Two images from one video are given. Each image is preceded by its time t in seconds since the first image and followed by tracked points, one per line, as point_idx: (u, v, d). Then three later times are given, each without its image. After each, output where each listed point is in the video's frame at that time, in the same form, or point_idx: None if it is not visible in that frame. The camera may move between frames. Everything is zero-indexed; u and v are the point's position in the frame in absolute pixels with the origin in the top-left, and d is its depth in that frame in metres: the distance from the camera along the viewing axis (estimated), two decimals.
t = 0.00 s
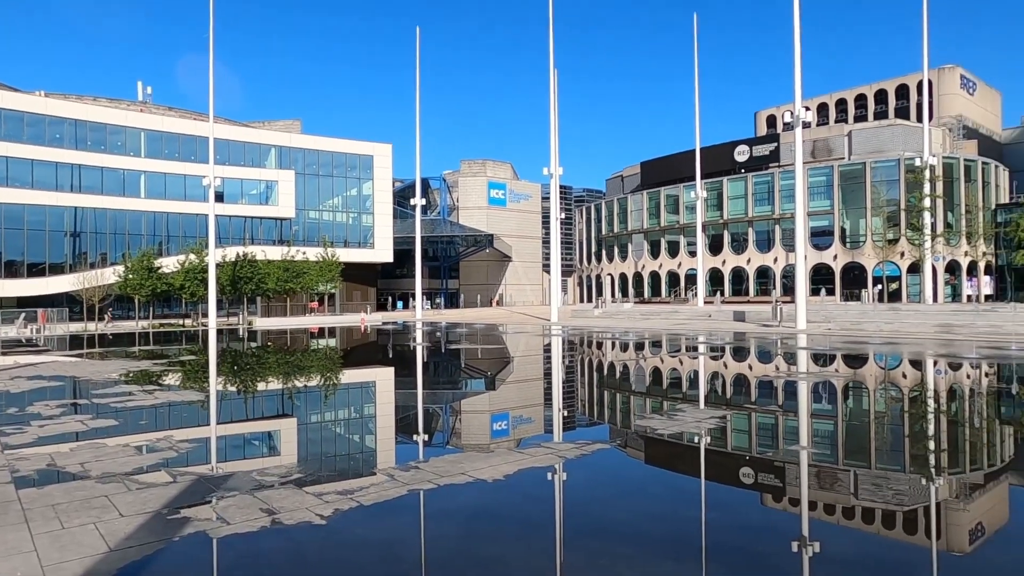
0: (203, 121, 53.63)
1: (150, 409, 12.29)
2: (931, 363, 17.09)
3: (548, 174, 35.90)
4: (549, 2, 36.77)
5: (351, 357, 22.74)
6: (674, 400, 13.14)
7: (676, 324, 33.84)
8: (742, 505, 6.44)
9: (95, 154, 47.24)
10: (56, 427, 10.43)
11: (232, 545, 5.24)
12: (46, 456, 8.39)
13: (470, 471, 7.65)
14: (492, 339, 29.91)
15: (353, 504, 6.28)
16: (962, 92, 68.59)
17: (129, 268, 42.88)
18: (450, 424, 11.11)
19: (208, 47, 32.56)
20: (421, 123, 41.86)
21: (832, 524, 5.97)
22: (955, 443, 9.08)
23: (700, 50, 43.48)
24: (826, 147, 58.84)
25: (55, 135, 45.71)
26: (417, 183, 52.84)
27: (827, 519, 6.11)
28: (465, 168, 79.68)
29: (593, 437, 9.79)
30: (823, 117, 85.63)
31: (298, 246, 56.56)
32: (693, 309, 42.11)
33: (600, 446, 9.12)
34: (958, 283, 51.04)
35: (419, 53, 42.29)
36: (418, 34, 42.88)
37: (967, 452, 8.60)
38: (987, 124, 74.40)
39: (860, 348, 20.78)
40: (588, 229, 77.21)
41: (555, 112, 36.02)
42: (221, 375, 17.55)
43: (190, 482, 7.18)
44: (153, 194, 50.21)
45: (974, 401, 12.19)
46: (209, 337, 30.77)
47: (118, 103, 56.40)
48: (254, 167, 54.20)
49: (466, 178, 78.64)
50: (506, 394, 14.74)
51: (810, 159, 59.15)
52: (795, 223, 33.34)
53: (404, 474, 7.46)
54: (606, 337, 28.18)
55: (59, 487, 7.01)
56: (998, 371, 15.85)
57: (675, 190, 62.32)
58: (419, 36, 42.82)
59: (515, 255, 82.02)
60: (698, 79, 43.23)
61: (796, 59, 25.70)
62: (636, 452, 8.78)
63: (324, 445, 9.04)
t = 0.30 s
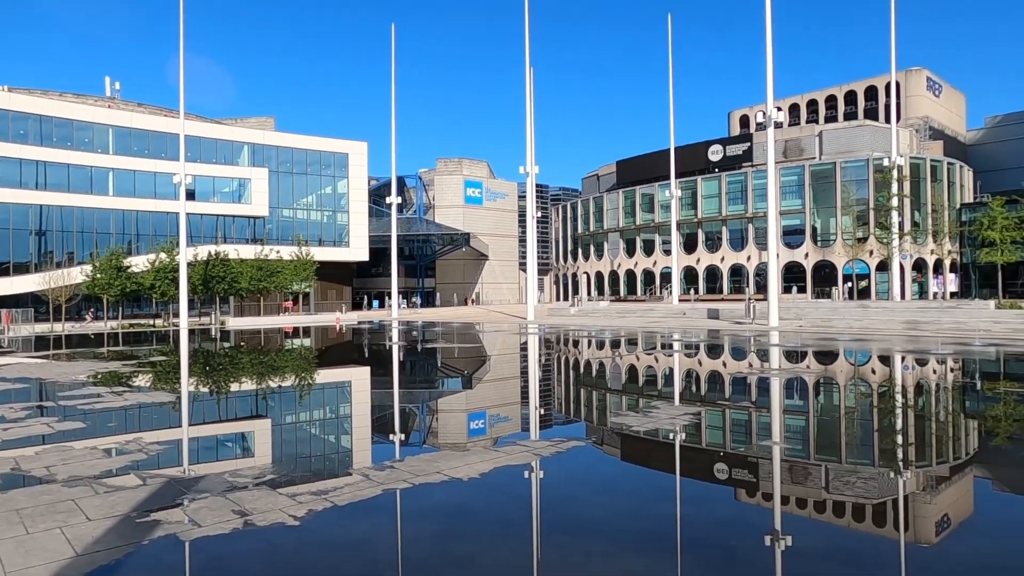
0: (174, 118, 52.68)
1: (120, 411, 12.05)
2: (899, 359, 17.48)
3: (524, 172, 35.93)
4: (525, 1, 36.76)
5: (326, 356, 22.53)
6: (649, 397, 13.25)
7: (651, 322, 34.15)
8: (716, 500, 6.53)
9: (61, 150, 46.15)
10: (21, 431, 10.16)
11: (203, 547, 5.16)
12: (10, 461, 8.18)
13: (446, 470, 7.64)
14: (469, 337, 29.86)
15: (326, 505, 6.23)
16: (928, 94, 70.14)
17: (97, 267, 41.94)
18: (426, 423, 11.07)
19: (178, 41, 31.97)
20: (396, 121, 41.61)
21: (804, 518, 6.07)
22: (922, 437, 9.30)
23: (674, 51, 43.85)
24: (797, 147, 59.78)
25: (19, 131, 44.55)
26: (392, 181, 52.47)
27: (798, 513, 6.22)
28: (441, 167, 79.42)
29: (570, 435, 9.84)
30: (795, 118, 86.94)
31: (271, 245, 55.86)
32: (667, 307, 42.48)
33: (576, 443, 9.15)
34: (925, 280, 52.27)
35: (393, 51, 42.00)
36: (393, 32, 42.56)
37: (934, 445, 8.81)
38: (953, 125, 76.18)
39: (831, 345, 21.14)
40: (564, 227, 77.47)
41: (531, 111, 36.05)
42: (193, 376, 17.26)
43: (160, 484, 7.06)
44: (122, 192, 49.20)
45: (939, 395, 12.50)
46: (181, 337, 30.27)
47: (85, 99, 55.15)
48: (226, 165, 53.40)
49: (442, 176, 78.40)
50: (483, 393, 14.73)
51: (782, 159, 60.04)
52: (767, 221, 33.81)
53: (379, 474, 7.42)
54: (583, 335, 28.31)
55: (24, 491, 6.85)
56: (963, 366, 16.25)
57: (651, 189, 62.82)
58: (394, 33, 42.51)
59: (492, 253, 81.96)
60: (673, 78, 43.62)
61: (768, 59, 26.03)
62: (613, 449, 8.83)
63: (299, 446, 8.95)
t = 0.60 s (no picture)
0: (139, 112, 51.49)
1: (82, 413, 11.76)
2: (863, 356, 17.87)
3: (497, 171, 35.90)
4: None
5: (296, 356, 22.24)
6: (621, 395, 13.35)
7: (623, 321, 34.42)
8: (686, 495, 6.62)
9: (20, 145, 44.79)
10: None
11: (166, 551, 5.05)
12: None
13: (417, 469, 7.61)
14: (441, 336, 29.78)
15: (295, 505, 6.16)
16: (892, 97, 71.82)
17: (58, 265, 40.82)
18: (399, 423, 10.99)
19: (142, 33, 31.29)
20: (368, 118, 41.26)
21: (772, 512, 6.17)
22: (885, 432, 9.52)
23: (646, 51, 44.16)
24: (766, 148, 60.75)
25: None
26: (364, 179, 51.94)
27: (767, 507, 6.33)
28: (414, 165, 78.95)
29: (544, 433, 9.85)
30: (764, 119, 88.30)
31: (240, 243, 54.98)
32: (639, 305, 42.84)
33: (547, 441, 9.19)
34: (888, 279, 53.56)
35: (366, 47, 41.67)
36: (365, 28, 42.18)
37: (897, 439, 9.03)
38: (915, 127, 78.11)
39: (798, 342, 21.52)
40: (537, 226, 77.64)
41: (504, 109, 36.04)
42: (159, 376, 16.90)
43: (123, 487, 6.91)
44: (84, 188, 48.00)
45: (902, 391, 12.80)
46: (146, 337, 29.65)
47: (46, 92, 53.62)
48: (194, 161, 52.38)
49: (414, 174, 77.98)
50: (455, 392, 14.69)
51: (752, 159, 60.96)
52: (736, 221, 34.30)
53: (349, 473, 7.36)
54: (556, 333, 28.40)
55: None
56: (924, 362, 16.69)
57: (623, 188, 63.26)
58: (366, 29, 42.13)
59: (465, 252, 81.76)
60: (645, 78, 43.92)
61: (738, 60, 26.40)
62: (585, 447, 8.88)
63: (269, 446, 8.82)
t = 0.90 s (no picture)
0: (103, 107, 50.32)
1: (44, 415, 11.45)
2: (830, 353, 18.24)
3: (470, 170, 35.85)
4: None
5: (267, 356, 21.93)
6: (594, 393, 13.42)
7: (595, 319, 34.62)
8: (657, 492, 6.68)
9: None
10: None
11: (131, 554, 4.96)
12: None
13: (388, 469, 7.56)
14: (414, 335, 29.64)
15: (264, 507, 6.08)
16: (857, 99, 73.40)
17: (18, 263, 39.66)
18: (371, 423, 10.91)
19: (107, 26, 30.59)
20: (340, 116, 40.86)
21: (741, 507, 6.26)
22: (850, 428, 9.72)
23: (618, 51, 44.52)
24: (736, 149, 61.61)
25: None
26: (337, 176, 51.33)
27: (736, 503, 6.42)
28: (387, 163, 78.38)
29: (517, 432, 9.86)
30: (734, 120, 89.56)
31: (209, 241, 54.02)
32: (612, 304, 43.11)
33: (519, 439, 9.20)
34: (853, 278, 54.79)
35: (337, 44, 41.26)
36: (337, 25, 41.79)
37: (862, 435, 9.23)
38: (880, 130, 79.92)
39: (766, 340, 21.87)
40: (510, 225, 77.67)
41: (478, 108, 36.01)
42: (124, 377, 16.55)
43: (86, 490, 6.76)
44: (46, 184, 46.74)
45: (867, 387, 13.11)
46: (111, 337, 28.97)
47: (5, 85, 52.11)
48: (160, 157, 51.35)
49: (387, 172, 77.47)
50: (428, 391, 14.63)
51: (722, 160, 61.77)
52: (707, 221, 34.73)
53: (319, 474, 7.29)
54: (529, 332, 28.44)
55: None
56: (888, 359, 17.09)
57: (596, 187, 63.62)
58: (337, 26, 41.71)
59: (438, 251, 81.44)
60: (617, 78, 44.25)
61: (708, 61, 26.72)
62: (558, 445, 8.90)
63: (239, 448, 8.69)
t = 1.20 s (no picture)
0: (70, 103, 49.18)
1: (9, 418, 11.18)
2: (802, 352, 18.54)
3: (447, 169, 35.76)
4: None
5: (240, 357, 21.66)
6: (570, 392, 13.47)
7: (572, 319, 34.76)
8: (633, 490, 6.74)
9: None
10: None
11: (100, 558, 4.87)
12: None
13: (363, 470, 7.51)
14: (391, 335, 29.49)
15: (236, 509, 6.00)
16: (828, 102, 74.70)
17: None
18: (348, 424, 10.84)
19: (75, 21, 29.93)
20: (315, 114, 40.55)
21: (716, 505, 6.33)
22: (821, 425, 9.89)
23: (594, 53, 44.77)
24: (711, 150, 62.30)
25: None
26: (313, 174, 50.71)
27: (712, 500, 6.49)
28: (363, 162, 77.83)
29: (495, 432, 9.86)
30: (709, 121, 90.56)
31: (181, 240, 53.11)
32: (589, 303, 43.30)
33: (496, 439, 9.19)
34: (825, 277, 55.64)
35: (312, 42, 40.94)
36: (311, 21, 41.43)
37: (833, 432, 9.40)
38: (850, 132, 81.44)
39: (740, 339, 22.17)
40: (487, 225, 77.63)
41: (454, 108, 35.94)
42: (93, 379, 16.21)
43: (52, 495, 6.62)
44: (11, 181, 45.54)
45: (838, 385, 13.37)
46: (79, 338, 28.38)
47: None
48: (130, 155, 50.29)
49: (363, 171, 76.95)
50: (405, 392, 14.58)
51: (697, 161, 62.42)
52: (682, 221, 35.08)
53: (292, 476, 7.21)
54: (506, 332, 28.46)
55: None
56: (858, 357, 17.42)
57: (572, 187, 63.86)
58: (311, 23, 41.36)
59: (415, 251, 81.08)
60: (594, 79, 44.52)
61: (682, 63, 26.98)
62: (536, 445, 8.91)
63: (212, 450, 8.57)
